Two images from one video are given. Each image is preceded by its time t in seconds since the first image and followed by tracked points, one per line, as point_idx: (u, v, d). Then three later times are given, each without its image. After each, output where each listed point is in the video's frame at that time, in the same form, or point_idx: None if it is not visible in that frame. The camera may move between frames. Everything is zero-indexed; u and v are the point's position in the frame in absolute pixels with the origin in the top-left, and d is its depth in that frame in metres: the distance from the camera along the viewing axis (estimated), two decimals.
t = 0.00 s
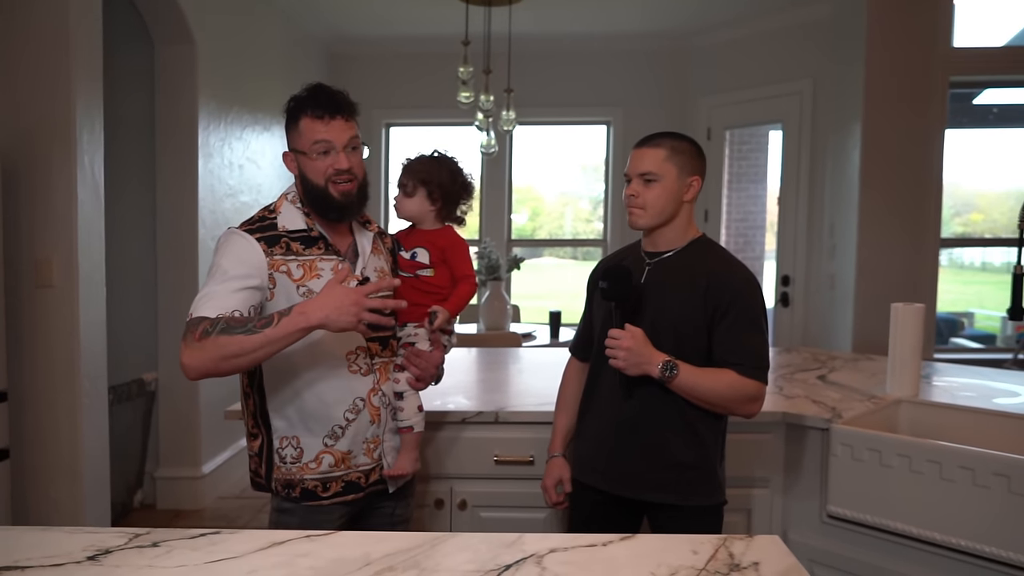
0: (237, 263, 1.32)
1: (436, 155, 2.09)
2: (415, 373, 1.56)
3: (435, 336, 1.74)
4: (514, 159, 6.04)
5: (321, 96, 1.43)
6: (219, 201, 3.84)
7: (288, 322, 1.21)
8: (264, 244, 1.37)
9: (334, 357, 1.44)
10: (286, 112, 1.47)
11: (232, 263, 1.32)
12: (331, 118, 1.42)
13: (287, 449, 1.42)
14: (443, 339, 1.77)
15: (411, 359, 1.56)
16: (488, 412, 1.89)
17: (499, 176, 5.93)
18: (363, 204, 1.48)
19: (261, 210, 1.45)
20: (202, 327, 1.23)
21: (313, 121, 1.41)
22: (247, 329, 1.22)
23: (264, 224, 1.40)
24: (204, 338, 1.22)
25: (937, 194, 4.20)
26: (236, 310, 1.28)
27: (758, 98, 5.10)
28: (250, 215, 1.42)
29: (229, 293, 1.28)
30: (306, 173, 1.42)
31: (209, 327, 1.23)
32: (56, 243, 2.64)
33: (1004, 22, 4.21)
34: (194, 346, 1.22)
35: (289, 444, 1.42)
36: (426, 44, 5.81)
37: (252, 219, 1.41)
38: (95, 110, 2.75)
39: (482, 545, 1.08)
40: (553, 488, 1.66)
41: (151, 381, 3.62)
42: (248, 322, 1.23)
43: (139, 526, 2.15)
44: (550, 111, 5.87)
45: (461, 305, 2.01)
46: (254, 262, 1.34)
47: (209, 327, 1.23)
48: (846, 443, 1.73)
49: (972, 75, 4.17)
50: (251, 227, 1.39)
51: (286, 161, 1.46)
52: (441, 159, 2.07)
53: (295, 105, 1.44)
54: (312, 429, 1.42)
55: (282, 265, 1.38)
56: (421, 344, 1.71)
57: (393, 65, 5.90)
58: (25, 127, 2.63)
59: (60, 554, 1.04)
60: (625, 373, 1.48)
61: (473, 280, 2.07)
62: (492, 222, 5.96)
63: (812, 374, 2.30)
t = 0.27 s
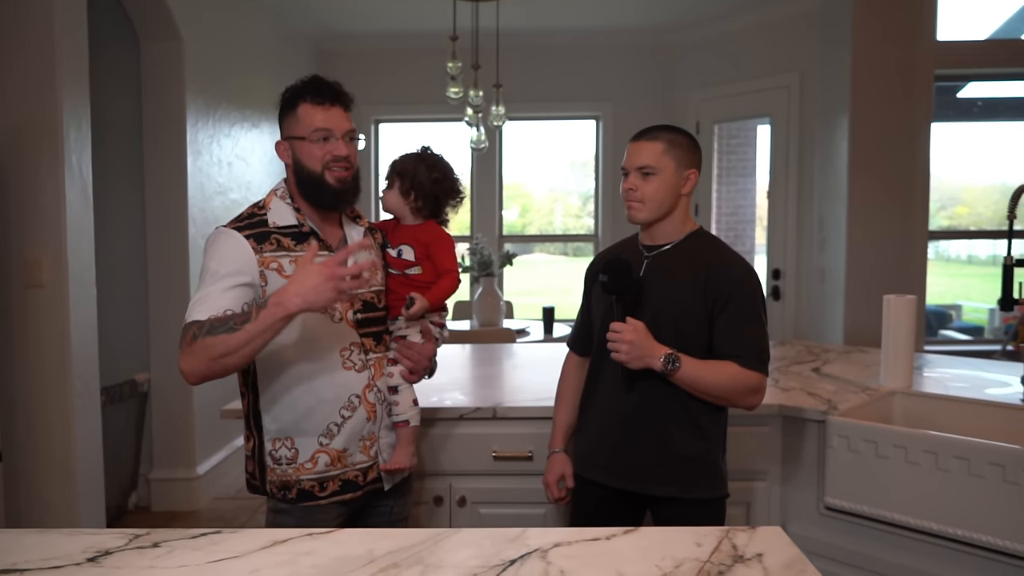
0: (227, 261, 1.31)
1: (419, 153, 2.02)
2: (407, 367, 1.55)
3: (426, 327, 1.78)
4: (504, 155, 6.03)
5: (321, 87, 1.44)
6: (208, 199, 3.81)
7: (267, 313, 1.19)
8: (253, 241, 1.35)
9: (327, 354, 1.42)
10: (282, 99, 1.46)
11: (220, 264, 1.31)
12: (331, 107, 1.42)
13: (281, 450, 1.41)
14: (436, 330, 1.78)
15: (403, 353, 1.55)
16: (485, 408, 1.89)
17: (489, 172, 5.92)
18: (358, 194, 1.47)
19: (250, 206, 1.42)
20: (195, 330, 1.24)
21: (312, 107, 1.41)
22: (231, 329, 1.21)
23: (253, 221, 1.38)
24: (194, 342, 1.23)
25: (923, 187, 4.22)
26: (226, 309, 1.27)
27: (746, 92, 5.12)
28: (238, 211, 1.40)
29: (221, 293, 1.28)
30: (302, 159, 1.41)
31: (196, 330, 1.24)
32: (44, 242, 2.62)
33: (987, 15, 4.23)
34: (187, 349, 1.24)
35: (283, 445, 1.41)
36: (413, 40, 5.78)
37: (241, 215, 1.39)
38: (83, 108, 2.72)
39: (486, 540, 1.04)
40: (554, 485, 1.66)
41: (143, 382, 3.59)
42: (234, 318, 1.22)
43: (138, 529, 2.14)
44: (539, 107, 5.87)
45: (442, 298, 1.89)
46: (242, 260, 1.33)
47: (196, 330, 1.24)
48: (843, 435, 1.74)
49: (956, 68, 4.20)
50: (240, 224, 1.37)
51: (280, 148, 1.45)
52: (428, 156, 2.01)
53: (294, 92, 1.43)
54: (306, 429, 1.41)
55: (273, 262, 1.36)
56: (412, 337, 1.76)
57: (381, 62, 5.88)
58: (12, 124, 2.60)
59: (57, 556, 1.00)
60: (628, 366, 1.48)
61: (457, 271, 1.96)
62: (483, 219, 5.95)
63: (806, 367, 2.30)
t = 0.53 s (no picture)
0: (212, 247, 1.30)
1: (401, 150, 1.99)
2: (399, 356, 1.61)
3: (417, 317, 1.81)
4: (494, 146, 6.02)
5: (312, 77, 1.43)
6: (196, 190, 3.78)
7: (226, 288, 1.19)
8: (239, 230, 1.34)
9: (315, 345, 1.40)
10: (269, 90, 1.45)
11: (205, 252, 1.30)
12: (323, 97, 1.42)
13: (268, 444, 1.39)
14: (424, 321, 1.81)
15: (395, 342, 1.61)
16: (480, 399, 1.90)
17: (479, 163, 5.91)
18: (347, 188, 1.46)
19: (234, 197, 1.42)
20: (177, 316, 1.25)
21: (305, 97, 1.40)
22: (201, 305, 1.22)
23: (239, 210, 1.37)
24: (173, 324, 1.25)
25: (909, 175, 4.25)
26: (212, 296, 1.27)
27: (735, 82, 5.12)
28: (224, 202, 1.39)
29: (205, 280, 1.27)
30: (293, 151, 1.40)
31: (175, 313, 1.25)
32: (30, 235, 2.59)
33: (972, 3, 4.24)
34: (169, 332, 1.26)
35: (271, 439, 1.39)
36: (400, 30, 5.75)
37: (226, 205, 1.39)
38: (66, 99, 2.69)
39: (483, 530, 1.03)
40: (553, 475, 1.67)
41: (134, 375, 3.57)
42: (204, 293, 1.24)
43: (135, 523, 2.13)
44: (528, 97, 5.85)
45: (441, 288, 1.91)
46: (226, 244, 1.31)
47: (176, 313, 1.25)
48: (835, 422, 1.76)
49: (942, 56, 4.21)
50: (226, 213, 1.36)
51: (268, 138, 1.43)
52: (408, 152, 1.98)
53: (285, 82, 1.42)
54: (295, 422, 1.39)
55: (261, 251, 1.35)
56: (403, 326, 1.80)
57: (367, 52, 5.84)
58: None
59: (52, 550, 0.98)
60: (624, 356, 1.49)
61: (450, 263, 1.97)
62: (473, 210, 5.94)
63: (797, 355, 2.32)
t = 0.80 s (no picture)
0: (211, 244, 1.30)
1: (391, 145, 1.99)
2: (394, 351, 1.61)
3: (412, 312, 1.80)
4: (491, 141, 6.01)
5: (302, 70, 1.43)
6: (192, 186, 3.77)
7: (226, 286, 1.18)
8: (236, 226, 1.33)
9: (313, 342, 1.39)
10: (258, 85, 1.44)
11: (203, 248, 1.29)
12: (313, 89, 1.42)
13: (270, 441, 1.39)
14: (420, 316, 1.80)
15: (392, 337, 1.61)
16: (478, 395, 1.89)
17: (475, 158, 5.90)
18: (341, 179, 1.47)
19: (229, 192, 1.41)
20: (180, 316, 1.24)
21: (296, 89, 1.40)
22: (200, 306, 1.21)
23: (236, 205, 1.37)
24: (177, 327, 1.24)
25: (905, 170, 4.25)
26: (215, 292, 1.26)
27: (731, 77, 5.12)
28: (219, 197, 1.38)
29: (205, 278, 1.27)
30: (288, 144, 1.39)
31: (180, 315, 1.24)
32: (25, 231, 2.58)
33: None
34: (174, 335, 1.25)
35: (272, 436, 1.39)
36: (396, 25, 5.73)
37: (222, 200, 1.38)
38: (60, 94, 2.68)
39: (483, 526, 1.03)
40: (550, 468, 1.68)
41: (131, 371, 3.57)
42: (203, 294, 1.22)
43: (133, 519, 2.13)
44: (525, 92, 5.84)
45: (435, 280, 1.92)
46: (224, 240, 1.30)
47: (181, 315, 1.24)
48: (833, 417, 1.77)
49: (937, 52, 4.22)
50: (222, 209, 1.35)
51: (262, 133, 1.42)
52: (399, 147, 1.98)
53: (274, 76, 1.42)
54: (294, 420, 1.39)
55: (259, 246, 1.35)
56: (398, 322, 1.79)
57: (363, 47, 5.82)
58: None
59: (52, 547, 0.98)
60: (624, 351, 1.49)
61: (443, 258, 1.97)
62: (470, 205, 5.93)
63: (795, 350, 2.33)
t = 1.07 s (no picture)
0: (226, 245, 1.28)
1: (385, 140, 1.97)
2: (396, 350, 1.60)
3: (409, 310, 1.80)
4: (489, 141, 6.01)
5: (303, 66, 1.43)
6: (190, 184, 3.77)
7: (261, 311, 1.16)
8: (247, 223, 1.33)
9: (319, 339, 1.39)
10: (258, 82, 1.44)
11: (217, 247, 1.27)
12: (314, 84, 1.43)
13: (272, 441, 1.39)
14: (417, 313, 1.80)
15: (393, 336, 1.59)
16: (477, 394, 1.89)
17: (474, 158, 5.90)
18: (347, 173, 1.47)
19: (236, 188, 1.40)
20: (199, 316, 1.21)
21: (296, 84, 1.41)
22: (230, 325, 1.18)
23: (243, 202, 1.36)
24: (194, 333, 1.20)
25: (903, 171, 4.25)
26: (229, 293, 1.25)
27: (730, 77, 5.12)
28: (226, 194, 1.37)
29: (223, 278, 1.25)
30: (292, 137, 1.40)
31: (197, 319, 1.20)
32: (23, 230, 2.58)
33: None
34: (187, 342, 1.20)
35: (275, 435, 1.38)
36: (394, 25, 5.73)
37: (228, 197, 1.37)
38: (58, 94, 2.67)
39: (482, 525, 1.03)
40: (543, 467, 1.67)
41: (129, 369, 3.57)
42: (229, 311, 1.19)
43: (131, 517, 2.13)
44: (523, 92, 5.84)
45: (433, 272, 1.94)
46: (234, 241, 1.30)
47: (197, 319, 1.20)
48: (831, 417, 1.77)
49: (934, 53, 4.23)
50: (229, 206, 1.34)
51: (263, 129, 1.42)
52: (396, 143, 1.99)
53: (275, 71, 1.43)
54: (297, 417, 1.39)
55: (267, 244, 1.34)
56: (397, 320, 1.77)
57: (362, 47, 5.82)
58: None
59: (50, 546, 0.98)
60: (617, 353, 1.49)
61: (439, 252, 1.99)
62: (469, 205, 5.93)
63: (794, 350, 2.33)
